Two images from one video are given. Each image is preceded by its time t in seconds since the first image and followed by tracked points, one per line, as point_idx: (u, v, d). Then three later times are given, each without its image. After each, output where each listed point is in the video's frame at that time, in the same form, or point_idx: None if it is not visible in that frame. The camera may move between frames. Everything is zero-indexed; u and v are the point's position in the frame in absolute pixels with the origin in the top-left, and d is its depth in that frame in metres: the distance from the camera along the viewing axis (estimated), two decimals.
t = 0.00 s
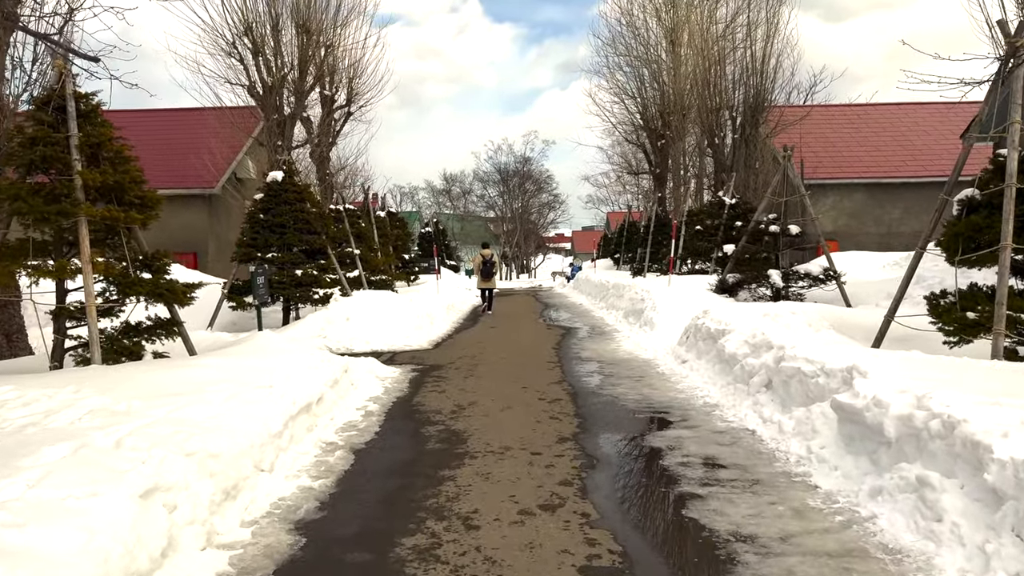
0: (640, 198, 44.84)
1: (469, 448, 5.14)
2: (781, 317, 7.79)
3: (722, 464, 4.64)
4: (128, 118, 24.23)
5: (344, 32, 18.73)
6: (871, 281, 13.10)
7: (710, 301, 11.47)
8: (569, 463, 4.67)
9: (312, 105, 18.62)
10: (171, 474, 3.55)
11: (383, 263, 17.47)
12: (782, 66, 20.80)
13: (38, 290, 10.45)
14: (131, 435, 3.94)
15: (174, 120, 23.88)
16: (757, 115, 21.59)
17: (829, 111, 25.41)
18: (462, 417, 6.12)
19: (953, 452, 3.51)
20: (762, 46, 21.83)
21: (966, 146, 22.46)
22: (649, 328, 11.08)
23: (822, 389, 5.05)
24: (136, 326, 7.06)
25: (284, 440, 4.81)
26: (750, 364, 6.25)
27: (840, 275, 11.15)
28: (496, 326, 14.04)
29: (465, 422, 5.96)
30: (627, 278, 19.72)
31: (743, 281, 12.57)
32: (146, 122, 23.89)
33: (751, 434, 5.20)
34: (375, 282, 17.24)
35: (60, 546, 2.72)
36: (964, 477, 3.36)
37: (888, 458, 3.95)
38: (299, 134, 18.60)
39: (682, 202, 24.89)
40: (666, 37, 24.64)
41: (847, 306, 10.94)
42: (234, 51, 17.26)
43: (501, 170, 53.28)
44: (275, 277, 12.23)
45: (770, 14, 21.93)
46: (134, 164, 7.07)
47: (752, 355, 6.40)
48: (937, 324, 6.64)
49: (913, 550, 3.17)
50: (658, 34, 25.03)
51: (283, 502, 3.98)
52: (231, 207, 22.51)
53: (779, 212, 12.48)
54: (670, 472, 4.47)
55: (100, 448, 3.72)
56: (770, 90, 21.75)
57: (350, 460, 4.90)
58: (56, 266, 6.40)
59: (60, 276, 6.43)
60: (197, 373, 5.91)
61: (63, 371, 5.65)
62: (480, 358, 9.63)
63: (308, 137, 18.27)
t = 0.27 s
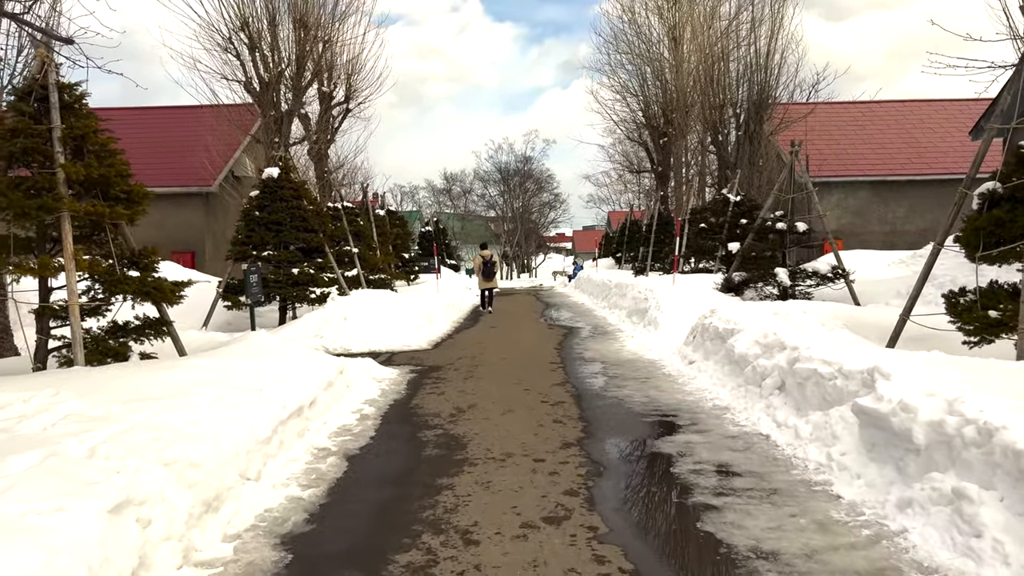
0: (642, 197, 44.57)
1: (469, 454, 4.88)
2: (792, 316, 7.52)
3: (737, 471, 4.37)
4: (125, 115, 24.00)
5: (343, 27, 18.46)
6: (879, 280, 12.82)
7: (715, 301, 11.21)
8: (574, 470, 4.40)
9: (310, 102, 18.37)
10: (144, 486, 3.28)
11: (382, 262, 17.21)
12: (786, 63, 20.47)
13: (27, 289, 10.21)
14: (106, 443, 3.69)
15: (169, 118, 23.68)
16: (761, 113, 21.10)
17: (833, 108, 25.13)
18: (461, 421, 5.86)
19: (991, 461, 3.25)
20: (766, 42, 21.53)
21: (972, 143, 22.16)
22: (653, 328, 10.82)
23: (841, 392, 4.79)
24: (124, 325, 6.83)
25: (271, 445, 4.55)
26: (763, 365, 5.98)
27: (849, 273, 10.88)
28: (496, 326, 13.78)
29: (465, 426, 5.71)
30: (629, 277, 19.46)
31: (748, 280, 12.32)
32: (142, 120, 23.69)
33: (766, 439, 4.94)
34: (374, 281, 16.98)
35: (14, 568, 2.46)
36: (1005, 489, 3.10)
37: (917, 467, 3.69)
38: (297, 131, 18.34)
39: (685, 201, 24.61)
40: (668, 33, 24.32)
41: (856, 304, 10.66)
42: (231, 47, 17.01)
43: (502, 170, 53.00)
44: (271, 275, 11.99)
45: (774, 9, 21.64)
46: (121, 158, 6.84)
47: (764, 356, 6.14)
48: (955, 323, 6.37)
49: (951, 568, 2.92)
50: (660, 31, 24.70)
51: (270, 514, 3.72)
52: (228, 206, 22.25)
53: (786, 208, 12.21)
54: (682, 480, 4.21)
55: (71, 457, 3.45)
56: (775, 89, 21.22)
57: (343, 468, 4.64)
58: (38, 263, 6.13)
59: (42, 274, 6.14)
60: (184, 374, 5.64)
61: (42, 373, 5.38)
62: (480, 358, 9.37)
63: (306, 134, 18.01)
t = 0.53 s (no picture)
0: (643, 194, 44.25)
1: (465, 468, 4.63)
2: (801, 319, 7.26)
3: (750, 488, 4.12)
4: (120, 111, 23.75)
5: (340, 21, 18.15)
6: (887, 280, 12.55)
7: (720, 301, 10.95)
8: (577, 487, 4.16)
9: (307, 97, 18.08)
10: (110, 510, 3.04)
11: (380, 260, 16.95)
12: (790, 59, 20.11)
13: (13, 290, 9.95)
14: (74, 462, 3.44)
15: (165, 114, 23.41)
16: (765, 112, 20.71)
17: (837, 105, 24.84)
18: (458, 430, 5.60)
19: None
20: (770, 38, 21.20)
21: (978, 141, 21.84)
22: (656, 330, 10.56)
23: (858, 403, 4.54)
24: (109, 329, 6.59)
25: (254, 460, 4.30)
26: (773, 373, 5.72)
27: (857, 273, 10.63)
28: (496, 326, 13.51)
29: (461, 436, 5.45)
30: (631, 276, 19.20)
31: (753, 279, 12.06)
32: (137, 116, 23.42)
33: (779, 452, 4.68)
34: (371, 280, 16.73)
35: None
36: None
37: (945, 489, 3.44)
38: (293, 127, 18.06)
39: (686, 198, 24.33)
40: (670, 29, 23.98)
41: (863, 306, 10.39)
42: (226, 41, 16.72)
43: (502, 167, 52.68)
44: (265, 275, 11.74)
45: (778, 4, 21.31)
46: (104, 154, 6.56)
47: (774, 362, 5.88)
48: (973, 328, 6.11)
49: None
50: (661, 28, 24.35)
51: (250, 537, 3.47)
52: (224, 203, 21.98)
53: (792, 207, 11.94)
54: (691, 499, 3.97)
55: (34, 478, 3.22)
56: (779, 87, 20.86)
57: (332, 484, 4.39)
58: (16, 263, 5.84)
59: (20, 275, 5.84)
60: (167, 382, 5.40)
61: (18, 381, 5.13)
62: (479, 361, 9.11)
63: (303, 130, 17.73)
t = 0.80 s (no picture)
0: (642, 197, 44.09)
1: (459, 479, 4.38)
2: (808, 321, 7.01)
3: (760, 500, 3.87)
4: (114, 113, 23.56)
5: (335, 21, 17.96)
6: (892, 283, 12.31)
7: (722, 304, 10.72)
8: (576, 500, 3.90)
9: (302, 98, 17.89)
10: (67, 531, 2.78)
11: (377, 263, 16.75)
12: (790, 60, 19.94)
13: None
14: (33, 476, 3.19)
15: (158, 116, 23.21)
16: (765, 113, 20.49)
17: (837, 107, 24.68)
18: (451, 438, 5.35)
19: None
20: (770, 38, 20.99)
21: (979, 142, 21.64)
22: (657, 333, 10.33)
23: (874, 410, 4.28)
24: (89, 332, 6.35)
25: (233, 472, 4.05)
26: (781, 378, 5.48)
27: (861, 275, 10.41)
28: (493, 330, 13.25)
29: (455, 444, 5.19)
30: (630, 279, 18.99)
31: (756, 282, 11.88)
32: (130, 118, 23.23)
33: (790, 462, 4.43)
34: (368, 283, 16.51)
35: None
36: None
37: (974, 503, 3.18)
38: (288, 128, 17.86)
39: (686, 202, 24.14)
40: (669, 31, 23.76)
41: (869, 308, 10.15)
42: (220, 41, 16.53)
43: (500, 171, 52.53)
44: (257, 277, 11.52)
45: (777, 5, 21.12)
46: (84, 150, 6.35)
47: (782, 367, 5.63)
48: (989, 331, 5.86)
49: None
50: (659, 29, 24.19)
51: (224, 556, 3.21)
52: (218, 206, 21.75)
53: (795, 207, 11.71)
54: (699, 512, 3.71)
55: None
56: (779, 89, 20.63)
57: (316, 496, 4.12)
58: None
59: None
60: (145, 389, 5.14)
61: None
62: (476, 366, 8.86)
63: (298, 131, 17.53)
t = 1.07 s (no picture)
0: (641, 199, 43.84)
1: (450, 499, 4.10)
2: (816, 326, 6.74)
3: (774, 524, 3.59)
4: (106, 113, 23.28)
5: (330, 20, 17.67)
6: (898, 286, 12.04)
7: (724, 308, 10.44)
8: (576, 524, 3.62)
9: (297, 98, 17.61)
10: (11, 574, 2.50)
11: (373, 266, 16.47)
12: (792, 60, 19.68)
13: None
14: None
15: (152, 117, 22.94)
16: (767, 114, 20.22)
17: (838, 108, 24.46)
18: (443, 452, 5.06)
19: None
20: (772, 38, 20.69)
21: (982, 144, 21.39)
22: (658, 338, 10.05)
23: (894, 426, 4.00)
24: (65, 339, 6.07)
25: (206, 496, 3.78)
26: (791, 388, 5.20)
27: (867, 278, 10.14)
28: (490, 334, 12.95)
29: (447, 459, 4.90)
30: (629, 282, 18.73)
31: (758, 285, 11.60)
32: (122, 118, 22.96)
33: (804, 480, 4.16)
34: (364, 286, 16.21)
35: None
36: None
37: (1011, 533, 2.91)
38: (282, 128, 17.56)
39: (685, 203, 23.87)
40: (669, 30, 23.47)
41: (875, 313, 9.87)
42: (212, 40, 16.23)
43: (498, 172, 52.25)
44: (248, 281, 11.23)
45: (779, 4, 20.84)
46: (59, 149, 6.06)
47: (792, 376, 5.36)
48: (1008, 339, 5.58)
49: None
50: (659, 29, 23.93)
51: None
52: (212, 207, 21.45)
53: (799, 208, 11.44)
54: (709, 538, 3.44)
55: None
56: (781, 90, 20.32)
57: (296, 519, 3.84)
58: None
59: None
60: (119, 401, 4.86)
61: None
62: (471, 372, 8.57)
63: (292, 131, 17.24)
